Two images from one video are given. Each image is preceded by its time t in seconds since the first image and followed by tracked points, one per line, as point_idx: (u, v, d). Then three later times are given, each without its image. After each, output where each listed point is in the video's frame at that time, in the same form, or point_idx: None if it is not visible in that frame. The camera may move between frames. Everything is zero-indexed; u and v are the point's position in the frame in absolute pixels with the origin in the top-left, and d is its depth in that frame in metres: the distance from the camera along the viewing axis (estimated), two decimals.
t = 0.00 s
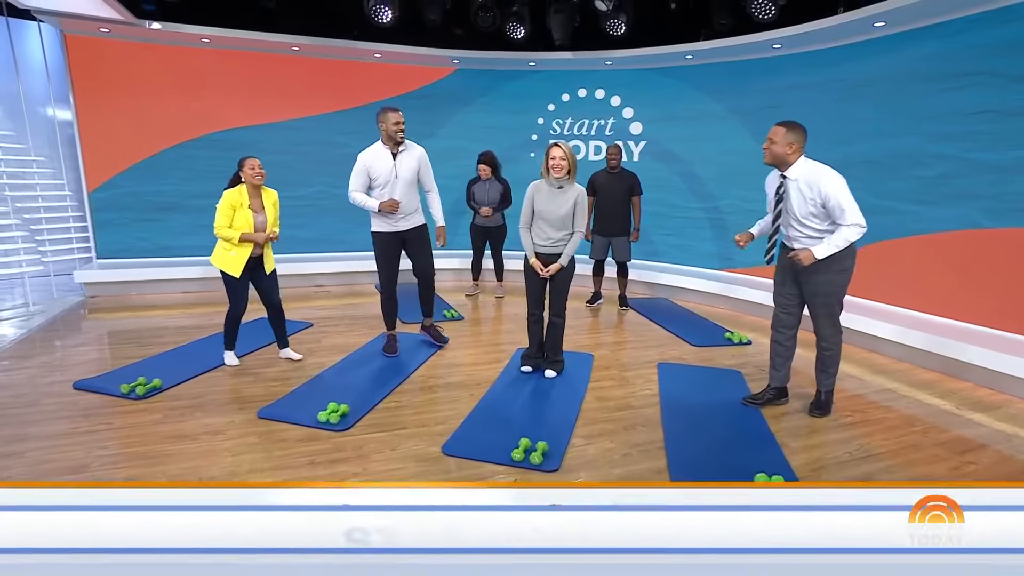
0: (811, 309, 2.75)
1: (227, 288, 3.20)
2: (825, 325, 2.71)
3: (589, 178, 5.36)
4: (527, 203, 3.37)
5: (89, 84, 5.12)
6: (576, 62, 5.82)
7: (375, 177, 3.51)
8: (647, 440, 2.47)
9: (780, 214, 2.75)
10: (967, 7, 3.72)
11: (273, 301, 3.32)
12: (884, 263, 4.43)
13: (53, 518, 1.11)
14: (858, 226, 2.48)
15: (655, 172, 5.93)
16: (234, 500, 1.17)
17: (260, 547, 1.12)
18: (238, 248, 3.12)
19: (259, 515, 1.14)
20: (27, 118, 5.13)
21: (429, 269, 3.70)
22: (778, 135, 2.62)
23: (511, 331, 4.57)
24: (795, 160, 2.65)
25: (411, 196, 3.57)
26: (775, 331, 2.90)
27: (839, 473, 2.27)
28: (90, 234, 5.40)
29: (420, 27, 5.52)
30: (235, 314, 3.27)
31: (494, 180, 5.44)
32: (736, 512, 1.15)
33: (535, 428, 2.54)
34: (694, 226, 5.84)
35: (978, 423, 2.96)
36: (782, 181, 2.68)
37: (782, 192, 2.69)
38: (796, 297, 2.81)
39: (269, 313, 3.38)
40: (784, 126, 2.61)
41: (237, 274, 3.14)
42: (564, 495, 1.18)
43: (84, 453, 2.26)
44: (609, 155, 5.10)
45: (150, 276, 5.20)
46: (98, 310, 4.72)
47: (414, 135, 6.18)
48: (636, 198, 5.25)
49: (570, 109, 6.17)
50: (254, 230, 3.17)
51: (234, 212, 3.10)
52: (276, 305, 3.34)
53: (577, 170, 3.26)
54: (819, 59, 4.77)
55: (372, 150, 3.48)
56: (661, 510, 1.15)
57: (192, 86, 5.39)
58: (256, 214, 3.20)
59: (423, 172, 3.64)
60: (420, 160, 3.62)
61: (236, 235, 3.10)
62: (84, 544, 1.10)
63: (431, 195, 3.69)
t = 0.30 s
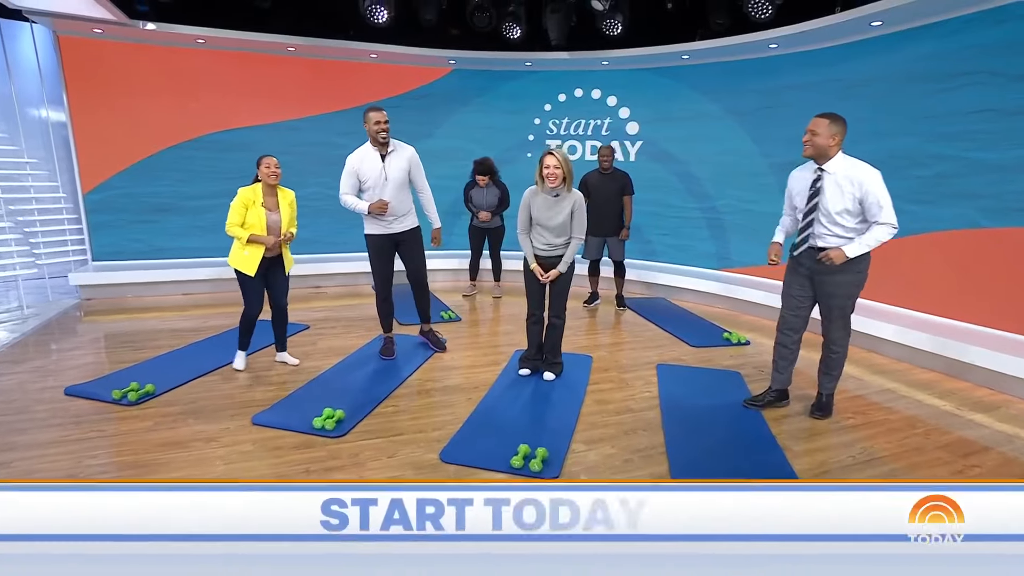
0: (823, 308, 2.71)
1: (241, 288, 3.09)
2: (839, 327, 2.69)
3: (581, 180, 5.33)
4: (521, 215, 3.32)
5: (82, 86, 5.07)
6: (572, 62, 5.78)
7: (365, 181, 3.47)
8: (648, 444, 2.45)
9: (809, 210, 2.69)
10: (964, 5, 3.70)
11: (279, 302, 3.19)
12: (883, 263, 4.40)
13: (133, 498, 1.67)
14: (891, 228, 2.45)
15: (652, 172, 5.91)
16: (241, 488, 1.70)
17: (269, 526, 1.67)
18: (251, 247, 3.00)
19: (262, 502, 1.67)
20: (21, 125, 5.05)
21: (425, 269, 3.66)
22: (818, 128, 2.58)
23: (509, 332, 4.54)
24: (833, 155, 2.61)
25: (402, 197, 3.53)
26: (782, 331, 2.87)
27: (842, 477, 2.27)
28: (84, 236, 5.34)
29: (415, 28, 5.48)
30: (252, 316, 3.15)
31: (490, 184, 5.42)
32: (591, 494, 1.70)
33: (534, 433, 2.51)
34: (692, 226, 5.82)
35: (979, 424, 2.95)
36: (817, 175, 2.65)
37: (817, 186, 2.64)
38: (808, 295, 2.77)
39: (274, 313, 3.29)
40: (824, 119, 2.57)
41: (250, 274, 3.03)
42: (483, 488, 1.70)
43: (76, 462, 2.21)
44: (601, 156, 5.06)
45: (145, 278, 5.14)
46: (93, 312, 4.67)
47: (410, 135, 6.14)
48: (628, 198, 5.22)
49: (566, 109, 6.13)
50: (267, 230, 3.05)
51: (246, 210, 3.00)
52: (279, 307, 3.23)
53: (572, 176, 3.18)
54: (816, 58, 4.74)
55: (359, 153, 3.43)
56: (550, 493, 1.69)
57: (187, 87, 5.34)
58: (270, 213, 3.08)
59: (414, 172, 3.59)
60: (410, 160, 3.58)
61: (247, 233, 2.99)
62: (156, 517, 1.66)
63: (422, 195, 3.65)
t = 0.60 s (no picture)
0: (838, 303, 2.67)
1: (245, 291, 2.99)
2: (853, 324, 2.65)
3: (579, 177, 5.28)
4: (520, 211, 3.28)
5: (72, 86, 4.99)
6: (566, 60, 5.75)
7: (356, 182, 3.41)
8: (648, 447, 2.42)
9: (841, 206, 2.60)
10: (959, 3, 3.68)
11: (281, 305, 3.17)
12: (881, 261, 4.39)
13: (128, 498, 1.72)
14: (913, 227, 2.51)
15: (648, 171, 5.89)
16: (239, 487, 1.76)
17: (264, 524, 1.72)
18: (249, 250, 2.91)
19: (256, 500, 1.73)
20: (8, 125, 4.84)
21: (421, 269, 3.62)
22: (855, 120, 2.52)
23: (506, 332, 4.50)
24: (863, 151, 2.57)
25: (396, 197, 3.47)
26: (795, 325, 2.82)
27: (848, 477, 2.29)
28: (76, 238, 5.27)
29: (408, 27, 5.43)
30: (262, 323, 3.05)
31: (488, 178, 5.36)
32: (571, 490, 1.73)
33: (534, 437, 2.46)
34: (688, 224, 5.79)
35: (980, 423, 2.93)
36: (850, 169, 2.58)
37: (852, 181, 2.57)
38: (823, 291, 2.73)
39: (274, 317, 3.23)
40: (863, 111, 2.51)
41: (249, 278, 2.93)
42: (465, 484, 1.74)
43: (65, 472, 2.16)
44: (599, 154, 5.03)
45: (137, 280, 5.08)
46: (86, 315, 4.60)
47: (404, 135, 6.09)
48: (626, 196, 5.21)
49: (561, 108, 6.10)
50: (264, 231, 2.95)
51: (243, 213, 2.91)
52: (280, 311, 3.21)
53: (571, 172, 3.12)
54: (811, 57, 4.73)
55: (349, 155, 3.37)
56: (530, 488, 1.72)
57: (179, 87, 5.27)
58: (269, 214, 2.98)
59: (406, 169, 3.54)
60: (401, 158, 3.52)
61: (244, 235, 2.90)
62: (155, 515, 1.72)
63: (417, 192, 3.60)
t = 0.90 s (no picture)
0: (846, 298, 2.64)
1: (239, 297, 2.91)
2: (857, 321, 2.62)
3: (580, 176, 5.26)
4: (520, 207, 3.26)
5: (60, 86, 4.90)
6: (560, 60, 5.71)
7: (349, 182, 3.36)
8: (648, 450, 2.39)
9: (852, 201, 2.60)
10: (951, 3, 3.67)
11: (287, 313, 3.07)
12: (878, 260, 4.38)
13: (128, 500, 1.76)
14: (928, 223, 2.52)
15: (642, 170, 5.87)
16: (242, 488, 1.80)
17: (264, 526, 1.76)
18: (243, 254, 2.84)
19: (254, 501, 1.76)
20: None
21: (418, 269, 3.59)
22: (866, 117, 2.53)
23: (502, 332, 4.46)
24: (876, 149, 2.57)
25: (389, 196, 3.43)
26: (801, 323, 2.88)
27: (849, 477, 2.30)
28: (67, 239, 5.19)
29: (400, 27, 5.39)
30: (254, 328, 2.97)
31: (483, 176, 5.32)
32: (561, 491, 1.73)
33: (533, 442, 2.43)
34: (683, 224, 5.78)
35: (978, 422, 2.91)
36: (864, 165, 2.58)
37: (865, 177, 2.56)
38: (829, 288, 2.73)
39: (276, 323, 3.17)
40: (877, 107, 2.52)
41: (244, 282, 2.86)
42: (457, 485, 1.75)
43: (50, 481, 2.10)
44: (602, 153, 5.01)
45: (128, 281, 5.01)
46: (77, 317, 4.53)
47: (398, 134, 6.04)
48: (627, 196, 5.23)
49: (555, 107, 6.07)
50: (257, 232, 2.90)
51: (234, 214, 2.86)
52: (285, 318, 3.14)
53: (571, 174, 3.11)
54: (805, 56, 4.72)
55: (342, 155, 3.33)
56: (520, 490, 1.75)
57: (170, 88, 5.20)
58: (260, 215, 2.94)
59: (399, 167, 3.50)
60: (392, 156, 3.48)
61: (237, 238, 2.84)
62: (156, 513, 1.75)
63: (413, 191, 3.56)
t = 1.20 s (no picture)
0: (844, 295, 2.62)
1: (237, 300, 2.86)
2: (853, 317, 2.59)
3: (580, 174, 5.22)
4: (520, 205, 3.27)
5: (45, 85, 4.80)
6: (554, 59, 5.68)
7: (347, 180, 3.33)
8: (651, 452, 2.35)
9: (851, 197, 2.58)
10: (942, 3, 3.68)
11: (285, 318, 3.06)
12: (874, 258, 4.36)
13: (124, 500, 1.83)
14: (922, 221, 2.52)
15: (636, 169, 5.87)
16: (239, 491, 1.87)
17: (259, 532, 1.84)
18: (241, 252, 2.79)
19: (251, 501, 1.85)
20: None
21: (409, 274, 3.53)
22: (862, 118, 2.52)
23: (497, 332, 4.43)
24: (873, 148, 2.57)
25: (388, 193, 3.38)
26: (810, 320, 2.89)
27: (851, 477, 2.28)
28: (55, 240, 5.10)
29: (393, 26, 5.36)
30: (249, 333, 2.95)
31: (477, 175, 5.29)
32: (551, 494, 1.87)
33: (532, 444, 2.41)
34: (677, 222, 5.78)
35: (974, 419, 2.91)
36: (862, 163, 2.57)
37: (864, 174, 2.55)
38: (828, 284, 2.72)
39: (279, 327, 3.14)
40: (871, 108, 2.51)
41: (240, 282, 2.80)
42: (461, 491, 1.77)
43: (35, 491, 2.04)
44: (602, 152, 4.97)
45: (118, 283, 4.92)
46: (65, 320, 4.45)
47: (391, 133, 5.99)
48: (627, 195, 5.21)
49: (549, 106, 6.04)
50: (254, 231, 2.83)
51: (231, 213, 2.80)
52: (286, 322, 3.09)
53: (563, 170, 3.11)
54: (797, 56, 4.74)
55: (342, 153, 3.32)
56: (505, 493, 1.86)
57: (159, 87, 5.12)
58: (257, 214, 2.88)
59: (399, 165, 3.46)
60: (392, 154, 3.43)
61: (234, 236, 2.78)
62: (149, 514, 1.84)
63: (412, 191, 3.50)
